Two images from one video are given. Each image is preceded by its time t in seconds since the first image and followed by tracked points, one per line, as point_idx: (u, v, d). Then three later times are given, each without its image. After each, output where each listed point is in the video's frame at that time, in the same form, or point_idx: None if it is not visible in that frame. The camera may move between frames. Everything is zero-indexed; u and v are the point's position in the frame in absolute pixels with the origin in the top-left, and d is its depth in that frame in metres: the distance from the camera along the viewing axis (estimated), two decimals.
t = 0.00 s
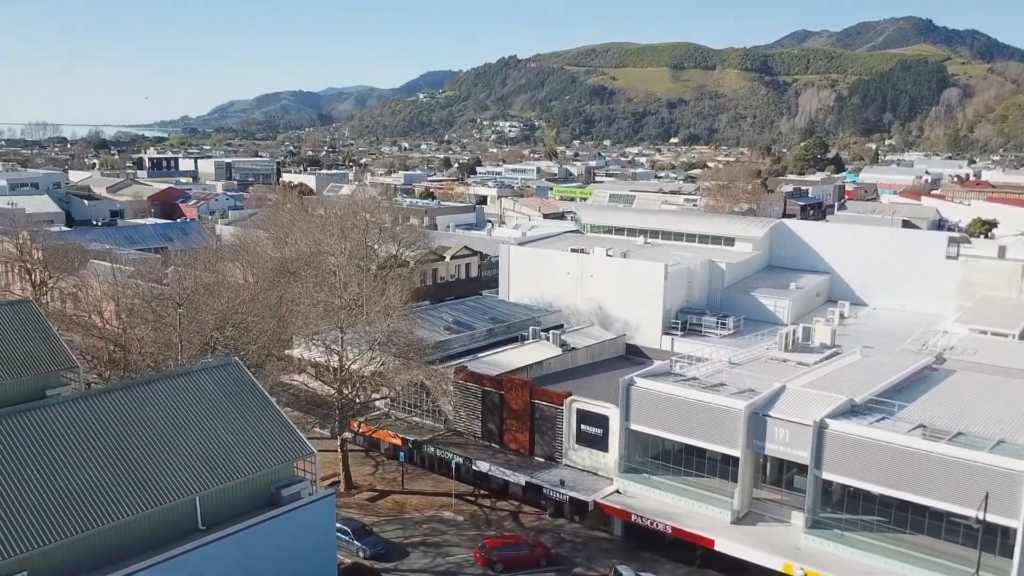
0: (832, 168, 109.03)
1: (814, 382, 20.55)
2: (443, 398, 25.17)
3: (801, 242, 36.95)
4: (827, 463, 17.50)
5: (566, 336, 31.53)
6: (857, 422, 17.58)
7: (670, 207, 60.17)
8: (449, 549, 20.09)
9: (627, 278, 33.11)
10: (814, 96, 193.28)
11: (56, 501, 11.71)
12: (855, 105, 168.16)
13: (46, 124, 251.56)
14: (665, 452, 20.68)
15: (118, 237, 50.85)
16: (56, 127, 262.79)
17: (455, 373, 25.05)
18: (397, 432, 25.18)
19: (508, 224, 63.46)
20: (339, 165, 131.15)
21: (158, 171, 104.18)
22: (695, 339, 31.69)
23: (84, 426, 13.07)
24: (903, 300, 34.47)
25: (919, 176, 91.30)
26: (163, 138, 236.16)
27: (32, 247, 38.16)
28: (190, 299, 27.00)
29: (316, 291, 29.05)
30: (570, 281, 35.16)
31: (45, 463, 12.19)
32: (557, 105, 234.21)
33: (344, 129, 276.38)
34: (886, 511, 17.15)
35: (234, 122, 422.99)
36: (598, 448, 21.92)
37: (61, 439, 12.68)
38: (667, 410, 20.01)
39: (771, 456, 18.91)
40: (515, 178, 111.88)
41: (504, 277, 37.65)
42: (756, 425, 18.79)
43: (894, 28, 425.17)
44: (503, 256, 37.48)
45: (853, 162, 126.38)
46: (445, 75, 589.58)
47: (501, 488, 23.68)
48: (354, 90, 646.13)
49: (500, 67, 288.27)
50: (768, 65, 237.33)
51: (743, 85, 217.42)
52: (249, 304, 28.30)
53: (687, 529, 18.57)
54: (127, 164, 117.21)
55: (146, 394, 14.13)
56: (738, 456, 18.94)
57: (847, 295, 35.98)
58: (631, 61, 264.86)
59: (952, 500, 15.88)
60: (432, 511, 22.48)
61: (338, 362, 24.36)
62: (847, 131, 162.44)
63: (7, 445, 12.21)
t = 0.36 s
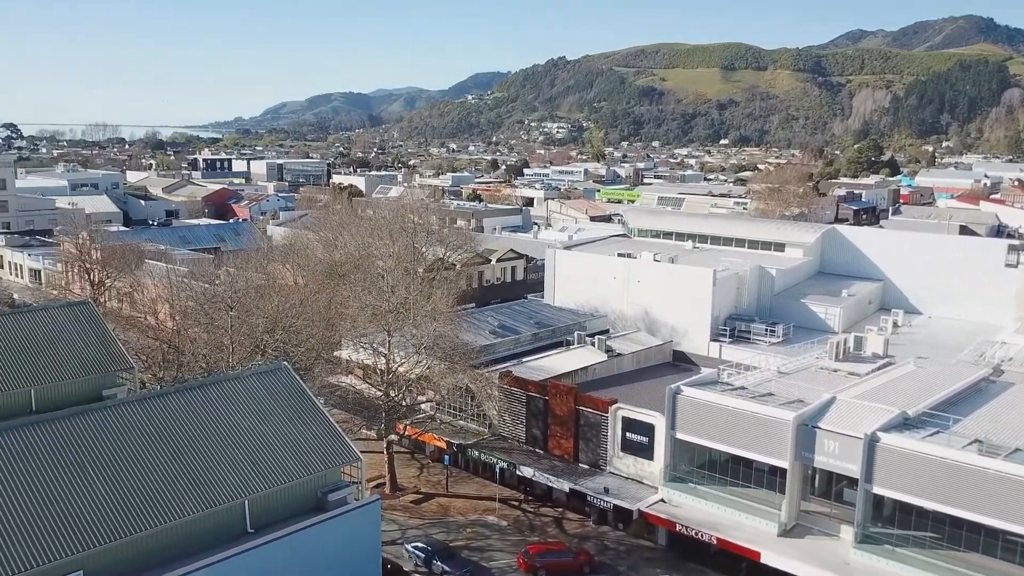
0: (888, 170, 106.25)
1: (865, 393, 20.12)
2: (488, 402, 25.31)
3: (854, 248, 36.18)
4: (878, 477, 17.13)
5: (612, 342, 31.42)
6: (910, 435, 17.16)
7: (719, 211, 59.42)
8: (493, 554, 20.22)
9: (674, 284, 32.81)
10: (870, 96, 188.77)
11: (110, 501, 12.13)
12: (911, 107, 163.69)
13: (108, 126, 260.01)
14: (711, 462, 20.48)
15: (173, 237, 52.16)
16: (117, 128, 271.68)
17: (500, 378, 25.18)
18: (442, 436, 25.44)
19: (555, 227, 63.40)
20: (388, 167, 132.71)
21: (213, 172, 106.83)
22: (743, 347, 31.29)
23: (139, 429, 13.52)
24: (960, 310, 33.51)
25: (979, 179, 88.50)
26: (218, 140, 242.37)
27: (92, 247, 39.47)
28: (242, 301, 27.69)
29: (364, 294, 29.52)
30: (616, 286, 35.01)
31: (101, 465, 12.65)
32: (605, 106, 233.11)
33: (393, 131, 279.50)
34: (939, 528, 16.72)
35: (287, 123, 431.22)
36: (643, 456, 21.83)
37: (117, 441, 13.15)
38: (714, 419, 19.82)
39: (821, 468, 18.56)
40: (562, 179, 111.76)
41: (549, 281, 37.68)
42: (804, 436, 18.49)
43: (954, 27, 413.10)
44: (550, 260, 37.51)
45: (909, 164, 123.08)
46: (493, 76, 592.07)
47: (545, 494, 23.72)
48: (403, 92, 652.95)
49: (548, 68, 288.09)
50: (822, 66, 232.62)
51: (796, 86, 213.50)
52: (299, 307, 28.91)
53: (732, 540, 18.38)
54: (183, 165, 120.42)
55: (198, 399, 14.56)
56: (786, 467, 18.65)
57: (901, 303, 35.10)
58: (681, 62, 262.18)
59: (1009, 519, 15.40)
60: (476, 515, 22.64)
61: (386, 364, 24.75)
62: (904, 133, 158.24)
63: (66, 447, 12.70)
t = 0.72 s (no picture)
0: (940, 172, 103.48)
1: (914, 404, 19.68)
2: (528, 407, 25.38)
3: (903, 254, 35.38)
4: (926, 490, 16.74)
5: (654, 347, 31.24)
6: (961, 449, 16.73)
7: (764, 215, 58.61)
8: (531, 559, 20.28)
9: (718, 289, 32.49)
10: (922, 97, 184.13)
11: (161, 503, 12.49)
12: (964, 108, 159.24)
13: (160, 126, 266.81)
14: (753, 472, 20.26)
15: (221, 237, 53.24)
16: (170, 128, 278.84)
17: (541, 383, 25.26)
18: (482, 439, 25.60)
19: (597, 229, 63.15)
20: (432, 168, 133.70)
21: (260, 172, 108.86)
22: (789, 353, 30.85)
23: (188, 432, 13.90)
24: (1014, 319, 32.53)
25: None
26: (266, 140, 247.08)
27: (142, 248, 40.54)
28: (288, 304, 28.20)
29: (407, 298, 29.83)
30: (659, 290, 34.81)
31: (153, 466, 13.03)
32: (649, 107, 231.50)
33: (437, 132, 281.56)
34: (989, 544, 16.28)
35: (333, 124, 436.97)
36: (685, 465, 21.69)
37: (164, 443, 13.51)
38: (757, 428, 19.60)
39: (866, 481, 18.22)
40: (605, 181, 111.27)
41: (591, 284, 37.67)
42: (849, 448, 18.17)
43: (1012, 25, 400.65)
44: (592, 264, 37.45)
45: (964, 167, 119.72)
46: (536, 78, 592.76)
47: (585, 499, 23.71)
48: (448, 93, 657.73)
49: (592, 69, 287.16)
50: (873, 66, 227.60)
51: (845, 86, 209.35)
52: (343, 310, 29.34)
53: (774, 552, 18.15)
54: (231, 166, 122.98)
55: (244, 403, 14.90)
56: (831, 479, 18.34)
57: (953, 311, 34.23)
58: (727, 62, 258.97)
59: None
60: (516, 520, 22.73)
61: (428, 368, 24.98)
62: (958, 134, 153.96)
63: (116, 448, 13.09)
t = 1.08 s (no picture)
0: (996, 175, 100.34)
1: (964, 416, 19.20)
2: (569, 412, 25.40)
3: (955, 261, 34.48)
4: (976, 506, 16.35)
5: (697, 353, 30.97)
6: (1013, 464, 16.25)
7: (811, 218, 57.59)
8: (570, 565, 20.29)
9: (762, 295, 32.07)
10: (978, 97, 178.87)
11: (208, 504, 12.80)
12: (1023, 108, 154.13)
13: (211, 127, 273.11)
14: (797, 482, 19.99)
15: (268, 238, 54.19)
16: (219, 129, 284.80)
17: (582, 389, 25.27)
18: (523, 444, 25.71)
19: (640, 232, 62.70)
20: (475, 170, 134.20)
21: (306, 174, 110.56)
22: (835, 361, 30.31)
23: (235, 434, 14.23)
24: None
25: None
26: (314, 141, 250.72)
27: (191, 248, 41.50)
28: (333, 306, 28.56)
29: (450, 302, 30.07)
30: (703, 295, 34.47)
31: (200, 467, 13.36)
32: (694, 108, 229.24)
33: (481, 133, 282.77)
34: None
35: (378, 126, 441.48)
36: (727, 473, 21.50)
37: (213, 444, 13.86)
38: (801, 438, 19.34)
39: (914, 494, 17.83)
40: (649, 182, 110.48)
41: (634, 288, 37.49)
42: (896, 460, 17.81)
43: None
44: (634, 268, 37.31)
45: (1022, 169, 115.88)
46: (580, 78, 591.82)
47: (625, 506, 23.65)
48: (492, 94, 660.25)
49: (637, 70, 285.43)
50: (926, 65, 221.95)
51: (897, 86, 204.50)
52: (386, 313, 29.67)
53: (817, 564, 17.89)
54: (278, 167, 125.13)
55: (289, 406, 15.24)
56: (877, 491, 18.01)
57: (1007, 320, 33.24)
58: (775, 62, 255.09)
59: None
60: (555, 525, 22.77)
61: (468, 371, 25.04)
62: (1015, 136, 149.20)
63: (167, 449, 13.48)
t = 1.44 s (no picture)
0: None
1: None
2: (621, 420, 25.31)
3: None
4: None
5: (752, 362, 30.52)
6: None
7: (873, 223, 56.13)
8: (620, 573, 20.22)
9: (820, 303, 31.45)
10: None
11: (265, 507, 13.13)
12: None
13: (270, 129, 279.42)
14: (854, 496, 19.59)
15: (325, 239, 55.17)
16: (280, 130, 291.24)
17: (634, 397, 25.17)
18: (574, 450, 25.70)
19: (695, 236, 61.87)
20: (529, 172, 134.42)
21: (363, 176, 112.28)
22: (895, 372, 29.57)
23: (290, 439, 14.53)
24: None
25: None
26: (371, 142, 254.38)
27: (251, 249, 42.54)
28: (387, 310, 29.00)
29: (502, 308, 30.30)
30: (758, 302, 33.95)
31: (256, 470, 13.69)
32: (752, 109, 225.44)
33: (535, 134, 283.16)
34: None
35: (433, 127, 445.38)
36: (781, 485, 21.17)
37: (272, 448, 14.21)
38: (858, 452, 18.98)
39: (976, 513, 17.33)
40: (705, 185, 109.09)
41: (689, 294, 37.19)
42: (959, 477, 17.35)
43: None
44: (689, 274, 37.01)
45: None
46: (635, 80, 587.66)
47: (676, 515, 23.46)
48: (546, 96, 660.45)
49: (694, 70, 282.12)
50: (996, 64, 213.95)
51: (965, 87, 197.64)
52: (439, 317, 30.03)
53: None
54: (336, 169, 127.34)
55: (343, 412, 15.52)
56: (938, 509, 17.55)
57: None
58: (837, 62, 249.25)
59: None
60: (605, 533, 22.71)
61: (520, 376, 25.12)
62: None
63: (228, 451, 13.85)
